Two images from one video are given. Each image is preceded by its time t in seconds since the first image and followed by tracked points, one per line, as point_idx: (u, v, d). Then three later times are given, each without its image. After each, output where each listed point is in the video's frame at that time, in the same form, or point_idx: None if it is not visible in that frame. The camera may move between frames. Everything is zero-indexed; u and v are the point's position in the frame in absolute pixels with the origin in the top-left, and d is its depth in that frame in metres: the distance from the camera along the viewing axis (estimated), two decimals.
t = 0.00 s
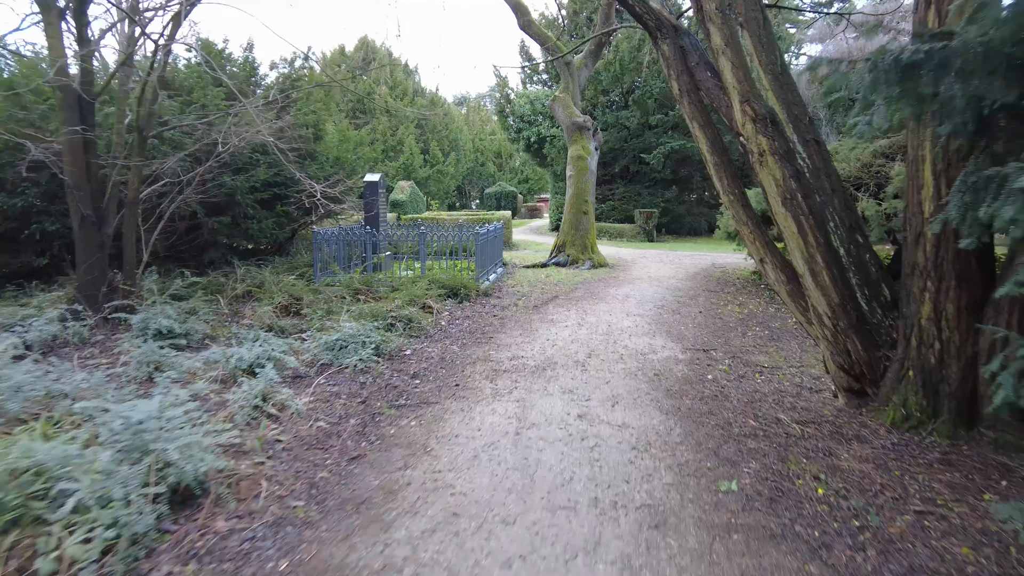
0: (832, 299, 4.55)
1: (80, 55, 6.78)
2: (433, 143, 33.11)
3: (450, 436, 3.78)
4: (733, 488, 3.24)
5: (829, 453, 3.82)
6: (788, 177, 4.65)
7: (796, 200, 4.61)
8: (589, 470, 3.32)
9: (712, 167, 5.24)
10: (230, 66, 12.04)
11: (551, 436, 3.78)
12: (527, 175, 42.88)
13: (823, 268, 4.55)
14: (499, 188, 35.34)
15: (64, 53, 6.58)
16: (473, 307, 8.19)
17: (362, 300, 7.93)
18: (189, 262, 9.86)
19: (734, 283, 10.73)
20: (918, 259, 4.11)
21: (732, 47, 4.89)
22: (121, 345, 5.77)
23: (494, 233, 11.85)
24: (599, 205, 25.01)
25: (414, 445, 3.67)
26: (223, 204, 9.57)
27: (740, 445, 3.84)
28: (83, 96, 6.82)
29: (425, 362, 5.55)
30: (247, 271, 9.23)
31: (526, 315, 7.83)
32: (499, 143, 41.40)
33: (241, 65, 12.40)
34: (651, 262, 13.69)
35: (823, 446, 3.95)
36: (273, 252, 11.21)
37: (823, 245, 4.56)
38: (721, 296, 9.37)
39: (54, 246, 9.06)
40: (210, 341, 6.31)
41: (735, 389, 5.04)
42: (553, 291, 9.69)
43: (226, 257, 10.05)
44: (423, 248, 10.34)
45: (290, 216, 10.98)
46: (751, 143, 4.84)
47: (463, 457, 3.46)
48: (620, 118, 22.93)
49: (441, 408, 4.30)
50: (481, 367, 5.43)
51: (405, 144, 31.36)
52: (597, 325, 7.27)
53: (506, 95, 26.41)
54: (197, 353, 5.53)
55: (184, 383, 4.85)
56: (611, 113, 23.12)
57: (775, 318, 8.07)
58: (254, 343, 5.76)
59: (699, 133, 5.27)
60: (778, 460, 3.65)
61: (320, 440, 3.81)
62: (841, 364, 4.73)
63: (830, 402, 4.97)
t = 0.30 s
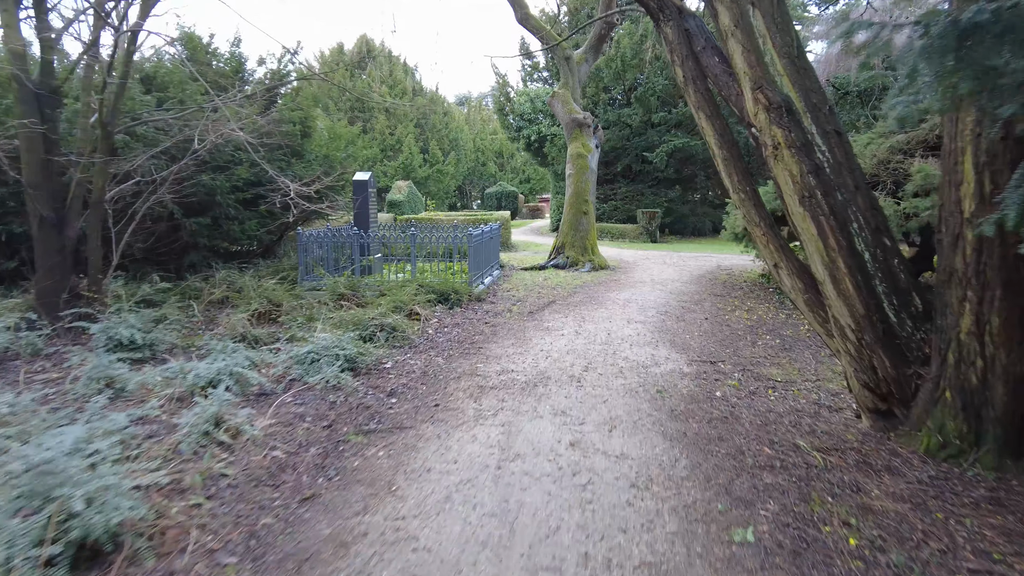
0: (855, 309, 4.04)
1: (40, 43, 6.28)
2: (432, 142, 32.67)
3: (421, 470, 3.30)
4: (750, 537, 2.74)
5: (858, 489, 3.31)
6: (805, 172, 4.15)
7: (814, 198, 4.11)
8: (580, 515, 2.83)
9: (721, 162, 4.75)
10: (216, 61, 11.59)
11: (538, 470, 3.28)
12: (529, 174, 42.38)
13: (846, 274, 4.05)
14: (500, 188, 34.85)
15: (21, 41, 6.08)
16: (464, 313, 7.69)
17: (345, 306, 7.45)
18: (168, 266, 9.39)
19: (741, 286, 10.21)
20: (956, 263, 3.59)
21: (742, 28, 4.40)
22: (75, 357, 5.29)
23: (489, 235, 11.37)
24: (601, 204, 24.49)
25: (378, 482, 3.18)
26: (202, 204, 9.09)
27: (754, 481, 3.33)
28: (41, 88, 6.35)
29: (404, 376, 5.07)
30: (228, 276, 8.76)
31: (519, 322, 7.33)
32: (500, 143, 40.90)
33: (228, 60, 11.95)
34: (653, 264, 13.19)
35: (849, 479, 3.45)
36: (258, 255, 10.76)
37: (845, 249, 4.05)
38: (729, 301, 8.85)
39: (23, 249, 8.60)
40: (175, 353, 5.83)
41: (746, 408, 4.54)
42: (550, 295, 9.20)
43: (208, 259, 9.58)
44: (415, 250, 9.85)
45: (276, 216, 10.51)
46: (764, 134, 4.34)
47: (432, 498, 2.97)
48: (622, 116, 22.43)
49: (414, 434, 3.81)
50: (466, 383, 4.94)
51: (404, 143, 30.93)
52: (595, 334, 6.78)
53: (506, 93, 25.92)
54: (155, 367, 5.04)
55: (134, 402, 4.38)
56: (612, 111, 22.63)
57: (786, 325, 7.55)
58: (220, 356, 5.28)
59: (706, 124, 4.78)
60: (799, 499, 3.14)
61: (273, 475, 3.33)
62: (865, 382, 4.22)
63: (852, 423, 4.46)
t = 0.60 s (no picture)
0: (894, 323, 3.54)
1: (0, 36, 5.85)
2: (435, 141, 32.22)
3: (395, 515, 2.84)
4: None
5: (905, 537, 2.83)
6: (836, 169, 3.66)
7: (846, 196, 3.63)
8: None
9: (740, 158, 4.26)
10: (206, 57, 11.15)
11: (531, 516, 2.82)
12: (533, 174, 41.92)
13: (883, 284, 3.55)
14: (503, 188, 34.35)
15: None
16: (460, 321, 7.21)
17: (332, 315, 6.99)
18: (153, 269, 8.97)
19: (754, 291, 9.68)
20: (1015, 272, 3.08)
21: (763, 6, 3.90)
22: (30, 373, 4.85)
23: (489, 236, 10.89)
24: (606, 204, 23.93)
25: (342, 531, 2.73)
26: (186, 205, 8.64)
27: (782, 529, 2.84)
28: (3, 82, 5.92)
29: (387, 395, 4.60)
30: (212, 280, 8.32)
31: (518, 330, 6.87)
32: (504, 142, 40.40)
33: (219, 56, 11.51)
34: (661, 266, 12.69)
35: (894, 523, 2.96)
36: (247, 257, 10.31)
37: (882, 255, 3.56)
38: (742, 308, 8.33)
39: None
40: (143, 367, 5.37)
41: (768, 433, 4.05)
42: (553, 300, 8.72)
43: (194, 263, 9.14)
44: (410, 253, 9.39)
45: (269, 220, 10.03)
46: (788, 126, 3.85)
47: (404, 554, 2.52)
48: (627, 113, 21.94)
49: (391, 467, 3.35)
50: (455, 401, 4.47)
51: (406, 142, 30.50)
52: (599, 343, 6.30)
53: (509, 91, 25.46)
54: (115, 384, 4.60)
55: (84, 426, 3.94)
56: (618, 109, 22.13)
57: (804, 335, 7.03)
58: (188, 371, 4.83)
59: (722, 116, 4.30)
60: (838, 553, 2.66)
61: (221, 520, 2.86)
62: (905, 406, 3.71)
63: (889, 451, 3.97)
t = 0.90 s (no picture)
0: (948, 346, 3.01)
1: None
2: (436, 140, 31.71)
3: None
4: None
5: None
6: (878, 164, 3.14)
7: (889, 197, 3.11)
8: None
9: (764, 153, 3.75)
10: (192, 52, 10.67)
11: None
12: (535, 173, 41.41)
13: (934, 300, 3.03)
14: (505, 187, 33.84)
15: None
16: (452, 330, 6.70)
17: (315, 326, 6.49)
18: (131, 273, 8.49)
19: (766, 297, 9.16)
20: None
21: None
22: None
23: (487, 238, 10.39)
24: (610, 204, 23.37)
25: None
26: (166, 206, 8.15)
27: None
28: None
29: (365, 421, 4.11)
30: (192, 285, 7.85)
31: (515, 340, 6.36)
32: (506, 141, 39.85)
33: (206, 51, 11.03)
34: (667, 269, 12.17)
35: None
36: (233, 260, 9.85)
37: (933, 265, 3.03)
38: (755, 315, 7.81)
39: None
40: (100, 386, 4.86)
41: (796, 468, 3.54)
42: (554, 306, 8.21)
43: (175, 266, 8.66)
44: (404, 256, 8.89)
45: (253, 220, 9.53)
46: (822, 116, 3.34)
47: None
48: (632, 111, 21.41)
49: (358, 517, 2.85)
50: (441, 428, 3.97)
51: (406, 141, 29.99)
52: (603, 356, 5.80)
53: (511, 88, 24.96)
54: (60, 407, 4.09)
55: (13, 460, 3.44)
56: (622, 106, 21.60)
57: (825, 346, 6.50)
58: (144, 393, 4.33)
59: (744, 106, 3.81)
60: None
61: None
62: (959, 442, 3.18)
63: (938, 490, 3.44)
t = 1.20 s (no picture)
0: (1008, 374, 2.54)
1: None
2: (433, 140, 31.23)
3: None
4: None
5: None
6: (922, 160, 2.67)
7: (936, 199, 2.63)
8: None
9: (785, 149, 3.29)
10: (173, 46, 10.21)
11: None
12: (534, 173, 40.95)
13: (990, 319, 2.56)
14: (503, 187, 33.37)
15: None
16: (440, 341, 6.23)
17: (291, 337, 6.03)
18: (105, 279, 8.04)
19: (774, 303, 8.70)
20: None
21: None
22: None
23: (481, 240, 9.92)
24: (609, 205, 22.86)
25: None
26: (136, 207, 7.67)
27: None
28: None
29: (333, 452, 3.65)
30: (165, 291, 7.41)
31: (507, 352, 5.90)
32: (505, 140, 39.36)
33: (190, 43, 10.45)
34: (669, 273, 11.72)
35: None
36: (215, 262, 9.42)
37: (991, 279, 2.55)
38: (764, 323, 7.35)
39: None
40: (45, 407, 4.41)
41: (822, 510, 3.08)
42: (551, 313, 7.76)
43: (152, 270, 8.22)
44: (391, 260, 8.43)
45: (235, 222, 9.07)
46: (856, 106, 2.86)
47: None
48: (632, 110, 20.95)
49: None
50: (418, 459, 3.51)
51: (403, 140, 29.51)
52: (601, 370, 5.34)
53: (508, 87, 24.51)
54: None
55: None
56: (622, 105, 21.14)
57: (840, 358, 6.04)
58: (87, 418, 3.87)
59: (762, 95, 3.36)
60: None
61: None
62: (1019, 486, 2.70)
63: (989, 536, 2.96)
